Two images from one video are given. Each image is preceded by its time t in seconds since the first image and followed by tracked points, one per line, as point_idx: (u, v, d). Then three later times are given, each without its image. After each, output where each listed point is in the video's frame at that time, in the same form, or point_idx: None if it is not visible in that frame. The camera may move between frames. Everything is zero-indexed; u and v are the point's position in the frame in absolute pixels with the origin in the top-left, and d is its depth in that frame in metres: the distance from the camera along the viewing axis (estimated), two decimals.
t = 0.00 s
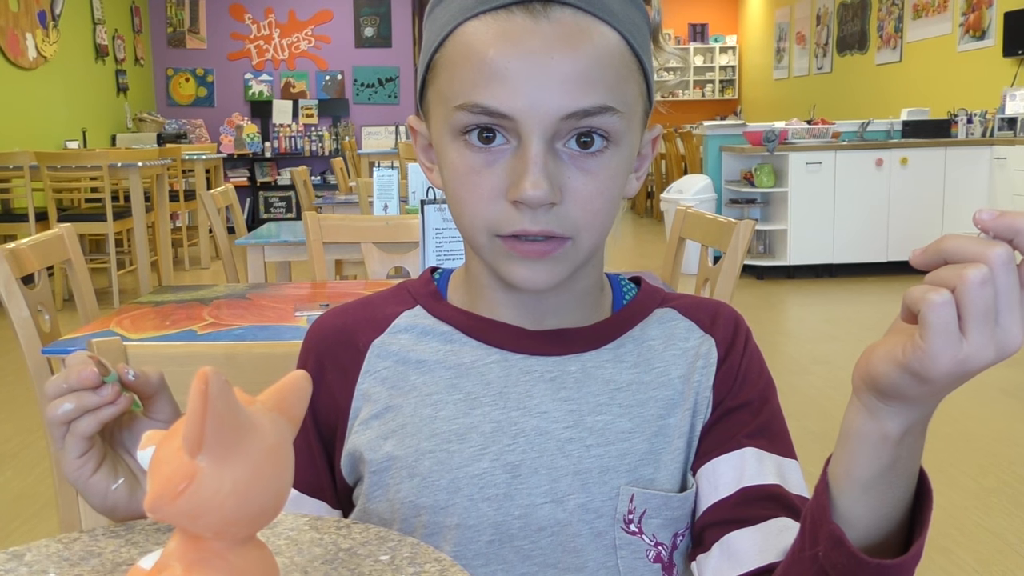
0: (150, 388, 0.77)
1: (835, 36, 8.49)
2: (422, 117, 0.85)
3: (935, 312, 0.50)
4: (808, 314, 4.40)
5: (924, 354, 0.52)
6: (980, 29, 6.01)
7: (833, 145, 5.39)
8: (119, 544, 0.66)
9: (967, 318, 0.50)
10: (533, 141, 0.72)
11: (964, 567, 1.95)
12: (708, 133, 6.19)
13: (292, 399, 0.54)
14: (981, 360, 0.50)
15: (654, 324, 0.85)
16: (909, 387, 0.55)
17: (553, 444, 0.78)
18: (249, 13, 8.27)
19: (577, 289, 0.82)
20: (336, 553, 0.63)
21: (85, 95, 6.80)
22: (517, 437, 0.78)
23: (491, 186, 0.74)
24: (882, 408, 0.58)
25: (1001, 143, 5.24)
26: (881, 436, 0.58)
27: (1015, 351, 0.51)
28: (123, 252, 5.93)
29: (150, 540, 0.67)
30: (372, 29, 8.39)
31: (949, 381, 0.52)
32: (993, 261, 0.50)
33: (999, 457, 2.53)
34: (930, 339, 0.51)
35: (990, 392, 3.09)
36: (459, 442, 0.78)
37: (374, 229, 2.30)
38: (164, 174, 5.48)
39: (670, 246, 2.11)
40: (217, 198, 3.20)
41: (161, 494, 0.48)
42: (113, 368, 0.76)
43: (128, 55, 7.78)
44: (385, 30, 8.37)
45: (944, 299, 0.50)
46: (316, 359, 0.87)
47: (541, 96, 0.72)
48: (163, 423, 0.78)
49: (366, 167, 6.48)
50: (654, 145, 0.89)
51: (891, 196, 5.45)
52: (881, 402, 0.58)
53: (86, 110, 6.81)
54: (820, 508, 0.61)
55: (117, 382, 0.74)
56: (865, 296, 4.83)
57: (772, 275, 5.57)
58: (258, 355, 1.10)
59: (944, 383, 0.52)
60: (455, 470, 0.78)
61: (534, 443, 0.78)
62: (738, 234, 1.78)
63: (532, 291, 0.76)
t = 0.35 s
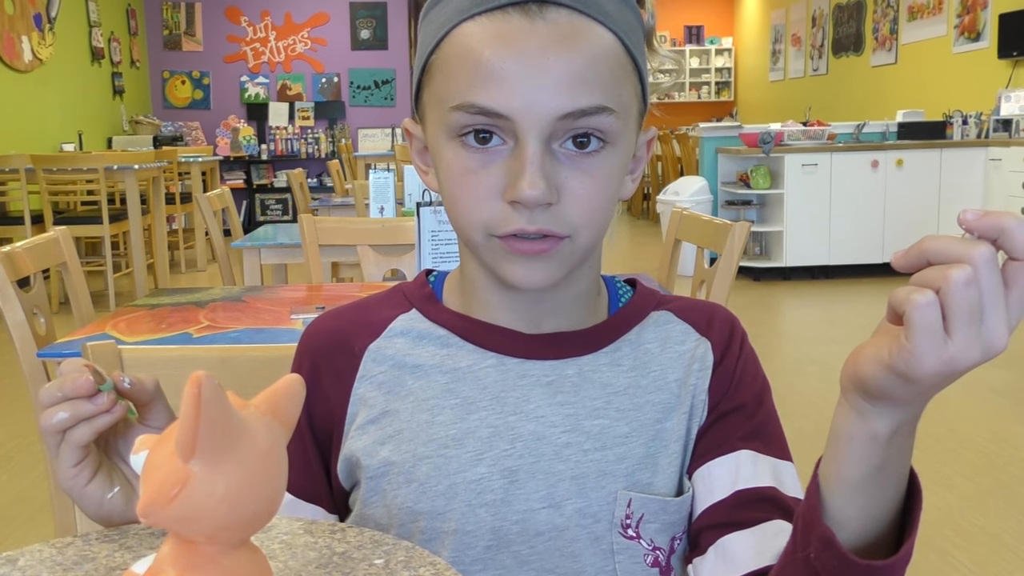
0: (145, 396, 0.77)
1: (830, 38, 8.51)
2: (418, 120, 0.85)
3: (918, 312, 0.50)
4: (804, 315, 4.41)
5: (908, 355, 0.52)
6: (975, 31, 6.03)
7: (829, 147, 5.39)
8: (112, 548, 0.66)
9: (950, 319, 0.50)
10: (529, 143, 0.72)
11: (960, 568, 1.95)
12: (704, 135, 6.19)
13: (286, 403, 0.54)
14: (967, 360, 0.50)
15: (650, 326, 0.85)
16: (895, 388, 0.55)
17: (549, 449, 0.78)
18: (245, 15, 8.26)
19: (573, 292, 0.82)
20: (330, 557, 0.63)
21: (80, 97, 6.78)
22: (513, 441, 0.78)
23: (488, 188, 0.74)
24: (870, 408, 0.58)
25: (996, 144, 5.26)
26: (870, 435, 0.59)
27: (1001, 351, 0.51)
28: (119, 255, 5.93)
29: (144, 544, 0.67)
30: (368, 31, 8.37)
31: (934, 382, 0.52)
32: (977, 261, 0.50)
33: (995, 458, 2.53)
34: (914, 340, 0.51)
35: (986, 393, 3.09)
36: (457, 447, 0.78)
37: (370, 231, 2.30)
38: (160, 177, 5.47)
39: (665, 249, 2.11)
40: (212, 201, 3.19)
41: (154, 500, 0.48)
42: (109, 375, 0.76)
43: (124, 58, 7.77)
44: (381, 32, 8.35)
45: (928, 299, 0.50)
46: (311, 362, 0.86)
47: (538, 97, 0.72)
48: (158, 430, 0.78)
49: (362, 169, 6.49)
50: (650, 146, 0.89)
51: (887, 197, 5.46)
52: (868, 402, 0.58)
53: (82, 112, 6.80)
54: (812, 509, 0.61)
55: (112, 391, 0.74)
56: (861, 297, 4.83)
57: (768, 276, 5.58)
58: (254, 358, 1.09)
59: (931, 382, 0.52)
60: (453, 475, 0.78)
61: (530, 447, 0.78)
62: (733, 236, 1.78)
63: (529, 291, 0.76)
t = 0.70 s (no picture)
0: (146, 401, 0.77)
1: (827, 41, 8.53)
2: (418, 122, 0.85)
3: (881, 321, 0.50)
4: (801, 317, 4.42)
5: (877, 363, 0.52)
6: (972, 34, 5.98)
7: (826, 150, 5.40)
8: (113, 551, 0.66)
9: (917, 326, 0.50)
10: (531, 144, 0.72)
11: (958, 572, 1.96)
12: (700, 137, 6.15)
13: (287, 404, 0.54)
14: (934, 367, 0.50)
15: (651, 328, 0.85)
16: (867, 395, 0.55)
17: (551, 452, 0.78)
18: (242, 18, 8.26)
19: (574, 294, 0.82)
20: (332, 559, 0.62)
21: (77, 99, 6.77)
22: (515, 444, 0.78)
23: (490, 190, 0.74)
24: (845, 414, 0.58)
25: (993, 147, 5.27)
26: (849, 440, 0.58)
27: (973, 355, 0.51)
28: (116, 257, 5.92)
29: (144, 546, 0.67)
30: (365, 33, 8.32)
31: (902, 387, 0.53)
32: (943, 265, 0.49)
33: (993, 461, 2.54)
34: (881, 348, 0.51)
35: (984, 396, 3.10)
36: (458, 450, 0.78)
37: (368, 233, 2.31)
38: (157, 179, 5.47)
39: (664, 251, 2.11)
40: (210, 203, 3.18)
41: (156, 501, 0.48)
42: (108, 381, 0.76)
43: (121, 60, 7.77)
44: (378, 35, 8.27)
45: (893, 308, 0.50)
46: (312, 365, 0.86)
47: (539, 99, 0.72)
48: (159, 435, 0.77)
49: (359, 172, 6.48)
50: (650, 147, 0.89)
51: (884, 200, 5.47)
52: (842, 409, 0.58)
53: (78, 115, 6.79)
54: (794, 514, 0.61)
55: (113, 396, 0.73)
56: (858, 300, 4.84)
57: (765, 279, 5.59)
58: (253, 360, 1.08)
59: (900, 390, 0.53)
60: (454, 479, 0.78)
61: (532, 451, 0.78)
62: (732, 238, 1.79)
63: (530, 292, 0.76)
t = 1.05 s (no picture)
0: (136, 402, 0.77)
1: (825, 43, 8.55)
2: (415, 121, 0.85)
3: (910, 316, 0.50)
4: (799, 319, 4.42)
5: (905, 358, 0.52)
6: (969, 36, 6.07)
7: (824, 152, 5.40)
8: (109, 554, 0.66)
9: (945, 321, 0.50)
10: (529, 142, 0.72)
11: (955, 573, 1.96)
12: (699, 139, 6.14)
13: (283, 407, 0.54)
14: (961, 362, 0.50)
15: (643, 330, 0.85)
16: (891, 390, 0.55)
17: (542, 453, 0.78)
18: (240, 20, 8.26)
19: (567, 295, 0.82)
20: (328, 562, 0.62)
21: (75, 102, 6.77)
22: (505, 446, 0.78)
23: (487, 190, 0.74)
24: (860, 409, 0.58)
25: (990, 149, 5.28)
26: (865, 437, 0.59)
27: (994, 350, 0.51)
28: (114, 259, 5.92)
29: (141, 550, 0.67)
30: (363, 35, 8.36)
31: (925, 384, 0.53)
32: (969, 260, 0.50)
33: (990, 463, 2.54)
34: (910, 342, 0.51)
35: (982, 397, 3.10)
36: (448, 452, 0.78)
37: (366, 236, 2.31)
38: (155, 181, 5.46)
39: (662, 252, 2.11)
40: (207, 205, 3.18)
41: (152, 504, 0.48)
42: (99, 382, 0.76)
43: (119, 62, 7.77)
44: (376, 36, 8.34)
45: (923, 302, 0.50)
46: (305, 366, 0.86)
47: (539, 98, 0.72)
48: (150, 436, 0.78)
49: (357, 174, 6.49)
50: (646, 153, 0.89)
51: (882, 201, 5.47)
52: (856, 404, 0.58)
53: (77, 117, 6.79)
54: (807, 509, 0.61)
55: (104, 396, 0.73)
56: (856, 301, 4.84)
57: (763, 281, 5.60)
58: (247, 364, 1.08)
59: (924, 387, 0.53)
60: (444, 480, 0.78)
61: (524, 452, 0.78)
62: (730, 240, 1.78)
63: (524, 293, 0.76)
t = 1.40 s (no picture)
0: (131, 398, 0.77)
1: (823, 45, 8.56)
2: (426, 118, 0.85)
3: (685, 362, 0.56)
4: (797, 322, 4.42)
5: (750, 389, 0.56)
6: (967, 39, 6.01)
7: (822, 154, 5.40)
8: (104, 558, 0.65)
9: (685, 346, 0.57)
10: (548, 148, 0.72)
11: None
12: (697, 142, 6.16)
13: (279, 409, 0.54)
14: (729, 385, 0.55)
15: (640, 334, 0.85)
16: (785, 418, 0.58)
17: (536, 456, 0.78)
18: (238, 23, 8.26)
19: (563, 301, 0.82)
20: (323, 567, 0.62)
21: (73, 104, 6.76)
22: (500, 448, 0.78)
23: (497, 190, 0.74)
24: (807, 412, 0.58)
25: (989, 152, 5.28)
26: (824, 432, 0.58)
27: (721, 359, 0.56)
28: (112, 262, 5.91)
29: (135, 553, 0.66)
30: (361, 38, 8.34)
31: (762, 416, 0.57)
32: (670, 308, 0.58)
33: (988, 466, 2.54)
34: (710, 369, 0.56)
35: (980, 400, 3.10)
36: (442, 453, 0.78)
37: (365, 238, 2.31)
38: (153, 184, 5.46)
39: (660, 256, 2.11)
40: (205, 208, 3.18)
41: (147, 508, 0.48)
42: (94, 377, 0.76)
43: (117, 65, 7.76)
44: (375, 39, 8.33)
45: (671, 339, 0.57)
46: (301, 365, 0.86)
47: (557, 103, 0.72)
48: (146, 433, 0.77)
49: (356, 177, 6.49)
50: (650, 164, 0.89)
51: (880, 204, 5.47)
52: (799, 408, 0.57)
53: (75, 120, 6.79)
54: (770, 516, 0.61)
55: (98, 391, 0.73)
56: (854, 304, 4.84)
57: (762, 284, 5.60)
58: (246, 366, 1.08)
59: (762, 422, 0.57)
60: (438, 481, 0.77)
61: (522, 455, 0.78)
62: (728, 243, 1.78)
63: (526, 297, 0.76)
